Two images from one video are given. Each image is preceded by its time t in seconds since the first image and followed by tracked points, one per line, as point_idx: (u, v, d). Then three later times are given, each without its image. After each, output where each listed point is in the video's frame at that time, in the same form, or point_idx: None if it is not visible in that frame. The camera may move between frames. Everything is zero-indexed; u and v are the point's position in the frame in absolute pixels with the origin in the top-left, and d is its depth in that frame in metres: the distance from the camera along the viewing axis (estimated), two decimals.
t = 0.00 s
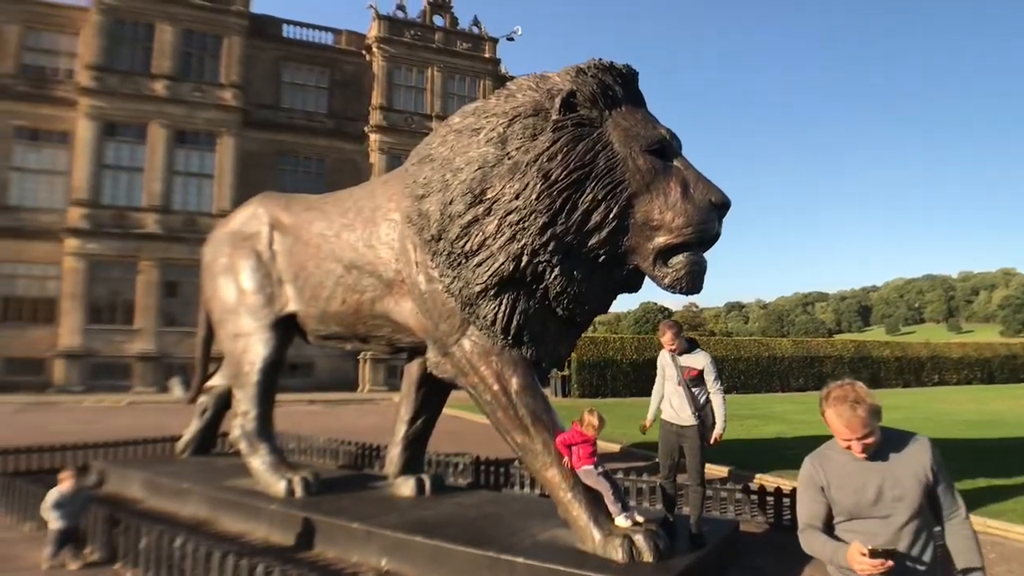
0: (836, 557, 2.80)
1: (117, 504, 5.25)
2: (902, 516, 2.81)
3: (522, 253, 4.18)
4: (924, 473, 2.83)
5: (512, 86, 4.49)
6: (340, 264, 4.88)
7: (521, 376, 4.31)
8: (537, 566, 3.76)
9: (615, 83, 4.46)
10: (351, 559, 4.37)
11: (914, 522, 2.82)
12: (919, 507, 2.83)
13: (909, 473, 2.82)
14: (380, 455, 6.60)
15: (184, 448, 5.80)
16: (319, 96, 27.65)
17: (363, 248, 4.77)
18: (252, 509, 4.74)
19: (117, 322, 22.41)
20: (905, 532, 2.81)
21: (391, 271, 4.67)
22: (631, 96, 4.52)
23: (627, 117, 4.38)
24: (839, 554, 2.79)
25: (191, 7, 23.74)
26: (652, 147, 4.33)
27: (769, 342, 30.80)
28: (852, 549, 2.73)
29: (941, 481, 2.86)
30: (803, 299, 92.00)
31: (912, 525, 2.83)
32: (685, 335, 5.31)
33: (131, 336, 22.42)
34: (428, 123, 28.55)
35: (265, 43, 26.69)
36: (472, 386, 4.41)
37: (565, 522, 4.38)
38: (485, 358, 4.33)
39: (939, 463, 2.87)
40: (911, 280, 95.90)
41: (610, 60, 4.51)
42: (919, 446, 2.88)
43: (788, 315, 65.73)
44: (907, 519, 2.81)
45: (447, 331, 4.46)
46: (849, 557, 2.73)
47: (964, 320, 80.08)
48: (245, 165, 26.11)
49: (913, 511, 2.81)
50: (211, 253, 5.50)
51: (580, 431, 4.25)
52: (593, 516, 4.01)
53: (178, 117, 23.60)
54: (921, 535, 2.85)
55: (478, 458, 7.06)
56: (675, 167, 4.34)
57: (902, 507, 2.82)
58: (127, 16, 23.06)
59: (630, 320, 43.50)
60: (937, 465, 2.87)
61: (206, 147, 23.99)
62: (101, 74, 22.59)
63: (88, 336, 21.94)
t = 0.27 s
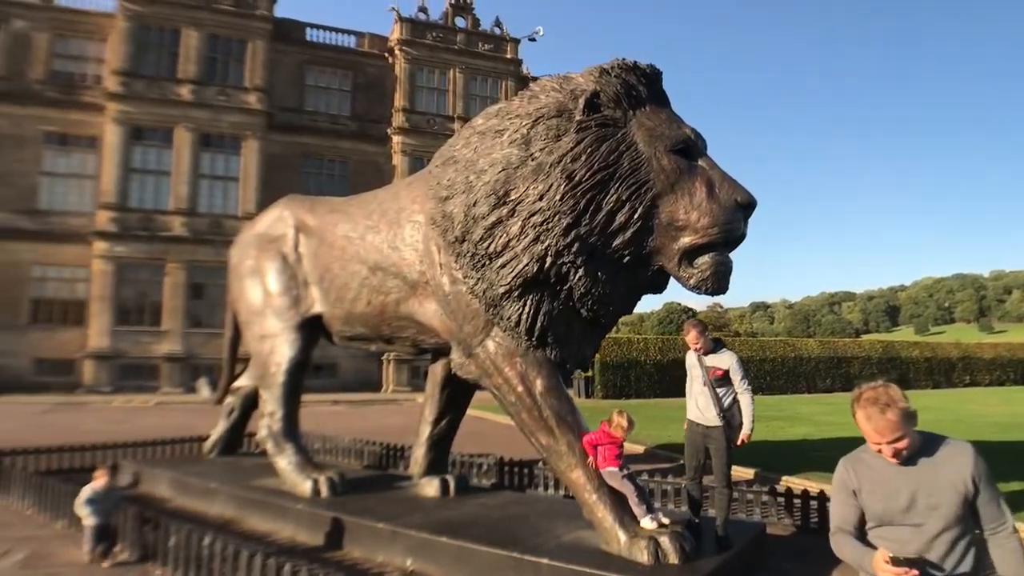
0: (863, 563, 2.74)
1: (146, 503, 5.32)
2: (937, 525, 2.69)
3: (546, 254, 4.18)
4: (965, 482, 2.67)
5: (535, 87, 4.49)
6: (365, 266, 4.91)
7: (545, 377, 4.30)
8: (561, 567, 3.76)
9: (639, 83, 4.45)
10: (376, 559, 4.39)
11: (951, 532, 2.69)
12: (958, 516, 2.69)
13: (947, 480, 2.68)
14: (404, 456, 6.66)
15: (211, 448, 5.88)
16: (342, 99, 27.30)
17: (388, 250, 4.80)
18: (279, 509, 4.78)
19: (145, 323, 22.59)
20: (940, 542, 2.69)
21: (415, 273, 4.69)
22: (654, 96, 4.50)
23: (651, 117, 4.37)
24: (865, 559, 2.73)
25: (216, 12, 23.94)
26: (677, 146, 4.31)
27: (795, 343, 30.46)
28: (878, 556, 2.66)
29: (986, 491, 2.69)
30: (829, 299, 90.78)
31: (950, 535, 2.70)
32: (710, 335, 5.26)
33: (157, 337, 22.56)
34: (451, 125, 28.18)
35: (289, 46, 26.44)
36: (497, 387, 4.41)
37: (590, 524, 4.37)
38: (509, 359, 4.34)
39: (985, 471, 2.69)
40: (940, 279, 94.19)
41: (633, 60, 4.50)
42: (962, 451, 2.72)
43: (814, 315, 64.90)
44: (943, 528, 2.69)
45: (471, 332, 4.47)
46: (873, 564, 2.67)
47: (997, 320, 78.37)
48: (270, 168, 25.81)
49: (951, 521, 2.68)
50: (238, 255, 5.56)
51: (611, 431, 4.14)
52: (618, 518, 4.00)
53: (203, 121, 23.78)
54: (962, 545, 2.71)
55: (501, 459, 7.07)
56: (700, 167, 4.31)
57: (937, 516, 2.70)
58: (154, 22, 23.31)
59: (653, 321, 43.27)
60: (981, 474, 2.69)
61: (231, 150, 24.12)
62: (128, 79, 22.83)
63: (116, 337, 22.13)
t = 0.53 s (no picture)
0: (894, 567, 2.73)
1: (174, 502, 5.39)
2: (977, 537, 2.61)
3: (571, 255, 4.17)
4: (1008, 495, 2.56)
5: (559, 88, 4.49)
6: (390, 267, 4.94)
7: (571, 378, 4.30)
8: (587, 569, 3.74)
9: (664, 82, 4.42)
10: (402, 559, 4.40)
11: (991, 547, 2.60)
12: (1001, 529, 2.59)
13: (989, 491, 2.59)
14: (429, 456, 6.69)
15: (238, 448, 5.95)
16: (365, 101, 27.32)
17: (412, 251, 4.82)
18: (305, 508, 4.82)
19: (173, 325, 22.88)
20: (978, 555, 2.61)
21: (440, 274, 4.71)
22: (680, 96, 4.48)
23: (676, 116, 4.34)
24: (896, 564, 2.72)
25: (241, 16, 24.16)
26: (702, 146, 4.28)
27: (823, 343, 30.10)
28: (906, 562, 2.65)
29: None
30: (856, 299, 89.47)
31: (991, 548, 2.61)
32: (737, 334, 5.22)
33: (185, 338, 22.87)
34: (473, 126, 28.05)
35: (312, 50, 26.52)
36: (521, 389, 4.41)
37: (616, 525, 4.35)
38: (535, 360, 4.33)
39: None
40: (972, 279, 92.30)
41: (658, 59, 4.47)
42: (1012, 464, 2.59)
43: (841, 315, 64.02)
44: (982, 540, 2.61)
45: (496, 333, 4.47)
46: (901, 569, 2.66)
47: None
48: (295, 170, 25.84)
49: (990, 533, 2.59)
50: (265, 256, 5.62)
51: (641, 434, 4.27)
52: (644, 520, 3.98)
53: (229, 124, 24.02)
54: (1009, 560, 2.60)
55: (525, 460, 7.08)
56: (726, 167, 4.28)
57: (975, 528, 2.62)
58: (180, 27, 23.63)
59: (678, 321, 43.01)
60: None
61: (256, 153, 24.32)
62: (155, 84, 23.15)
63: (145, 338, 22.46)
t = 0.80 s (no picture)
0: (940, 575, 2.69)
1: (203, 502, 5.46)
2: None
3: (597, 256, 4.16)
4: None
5: (584, 89, 4.48)
6: (416, 269, 4.97)
7: (596, 380, 4.29)
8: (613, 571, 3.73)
9: (690, 82, 4.40)
10: (428, 559, 4.42)
11: None
12: None
13: None
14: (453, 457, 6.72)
15: (266, 447, 6.03)
16: (389, 104, 27.30)
17: (437, 253, 4.85)
18: (332, 508, 4.86)
19: (201, 326, 23.18)
20: None
21: (465, 276, 4.73)
22: (706, 95, 4.45)
23: (702, 116, 4.31)
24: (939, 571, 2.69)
25: (266, 21, 24.41)
26: (729, 146, 4.26)
27: (852, 343, 29.68)
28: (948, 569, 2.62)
29: None
30: (885, 298, 87.98)
31: None
32: (768, 336, 5.12)
33: (213, 339, 23.17)
34: (497, 127, 27.90)
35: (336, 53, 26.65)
36: (547, 390, 4.41)
37: (643, 528, 4.33)
38: (560, 361, 4.33)
39: None
40: (1006, 278, 90.31)
41: (683, 58, 4.45)
42: None
43: (870, 314, 63.07)
44: None
45: (521, 334, 4.48)
46: None
47: None
48: (320, 172, 25.93)
49: None
50: (292, 259, 5.68)
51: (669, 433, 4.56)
52: (671, 522, 3.95)
53: (255, 127, 24.26)
54: None
55: (551, 461, 7.07)
56: (753, 166, 4.24)
57: (1023, 540, 2.55)
58: (207, 32, 23.95)
59: (704, 323, 42.76)
60: None
61: (282, 156, 24.53)
62: (182, 89, 23.49)
63: (173, 339, 22.76)
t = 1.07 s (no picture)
0: None
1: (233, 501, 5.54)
2: None
3: (623, 258, 4.14)
4: None
5: (609, 90, 4.48)
6: (441, 271, 4.99)
7: (623, 381, 4.28)
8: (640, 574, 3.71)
9: (716, 82, 4.37)
10: (455, 560, 4.43)
11: None
12: None
13: None
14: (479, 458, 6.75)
15: (294, 448, 6.10)
16: (414, 105, 27.20)
17: (463, 255, 4.87)
18: (359, 508, 4.90)
19: (229, 327, 23.46)
20: None
21: (491, 278, 4.74)
22: (733, 95, 4.42)
23: (729, 115, 4.28)
24: None
25: (292, 25, 24.60)
26: (757, 145, 4.22)
27: (882, 344, 29.23)
28: None
29: None
30: (916, 297, 86.38)
31: None
32: (794, 337, 5.06)
33: (242, 340, 23.48)
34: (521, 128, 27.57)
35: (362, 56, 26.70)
36: (573, 391, 4.41)
37: (670, 530, 4.31)
38: (587, 363, 4.33)
39: None
40: None
41: (710, 58, 4.42)
42: None
43: (901, 314, 62.01)
44: None
45: (547, 336, 4.48)
46: None
47: None
48: (345, 175, 26.00)
49: None
50: (320, 261, 5.74)
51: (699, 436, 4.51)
52: (699, 525, 3.93)
53: (281, 131, 24.46)
54: None
55: (577, 462, 7.06)
56: (781, 166, 4.20)
57: None
58: (233, 37, 24.22)
59: (730, 323, 42.67)
60: None
61: (308, 159, 24.70)
62: (210, 94, 23.82)
63: (202, 340, 23.09)
